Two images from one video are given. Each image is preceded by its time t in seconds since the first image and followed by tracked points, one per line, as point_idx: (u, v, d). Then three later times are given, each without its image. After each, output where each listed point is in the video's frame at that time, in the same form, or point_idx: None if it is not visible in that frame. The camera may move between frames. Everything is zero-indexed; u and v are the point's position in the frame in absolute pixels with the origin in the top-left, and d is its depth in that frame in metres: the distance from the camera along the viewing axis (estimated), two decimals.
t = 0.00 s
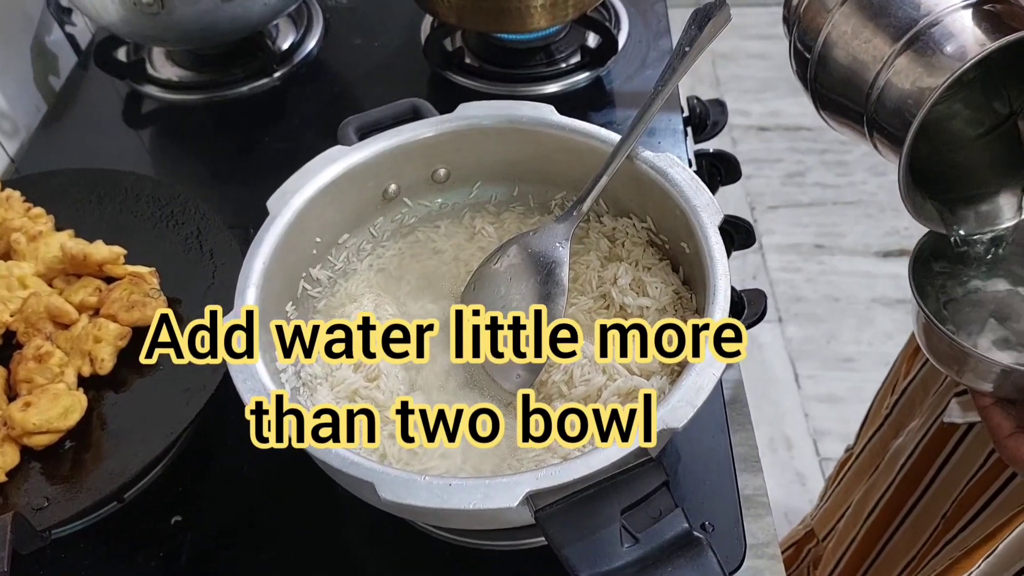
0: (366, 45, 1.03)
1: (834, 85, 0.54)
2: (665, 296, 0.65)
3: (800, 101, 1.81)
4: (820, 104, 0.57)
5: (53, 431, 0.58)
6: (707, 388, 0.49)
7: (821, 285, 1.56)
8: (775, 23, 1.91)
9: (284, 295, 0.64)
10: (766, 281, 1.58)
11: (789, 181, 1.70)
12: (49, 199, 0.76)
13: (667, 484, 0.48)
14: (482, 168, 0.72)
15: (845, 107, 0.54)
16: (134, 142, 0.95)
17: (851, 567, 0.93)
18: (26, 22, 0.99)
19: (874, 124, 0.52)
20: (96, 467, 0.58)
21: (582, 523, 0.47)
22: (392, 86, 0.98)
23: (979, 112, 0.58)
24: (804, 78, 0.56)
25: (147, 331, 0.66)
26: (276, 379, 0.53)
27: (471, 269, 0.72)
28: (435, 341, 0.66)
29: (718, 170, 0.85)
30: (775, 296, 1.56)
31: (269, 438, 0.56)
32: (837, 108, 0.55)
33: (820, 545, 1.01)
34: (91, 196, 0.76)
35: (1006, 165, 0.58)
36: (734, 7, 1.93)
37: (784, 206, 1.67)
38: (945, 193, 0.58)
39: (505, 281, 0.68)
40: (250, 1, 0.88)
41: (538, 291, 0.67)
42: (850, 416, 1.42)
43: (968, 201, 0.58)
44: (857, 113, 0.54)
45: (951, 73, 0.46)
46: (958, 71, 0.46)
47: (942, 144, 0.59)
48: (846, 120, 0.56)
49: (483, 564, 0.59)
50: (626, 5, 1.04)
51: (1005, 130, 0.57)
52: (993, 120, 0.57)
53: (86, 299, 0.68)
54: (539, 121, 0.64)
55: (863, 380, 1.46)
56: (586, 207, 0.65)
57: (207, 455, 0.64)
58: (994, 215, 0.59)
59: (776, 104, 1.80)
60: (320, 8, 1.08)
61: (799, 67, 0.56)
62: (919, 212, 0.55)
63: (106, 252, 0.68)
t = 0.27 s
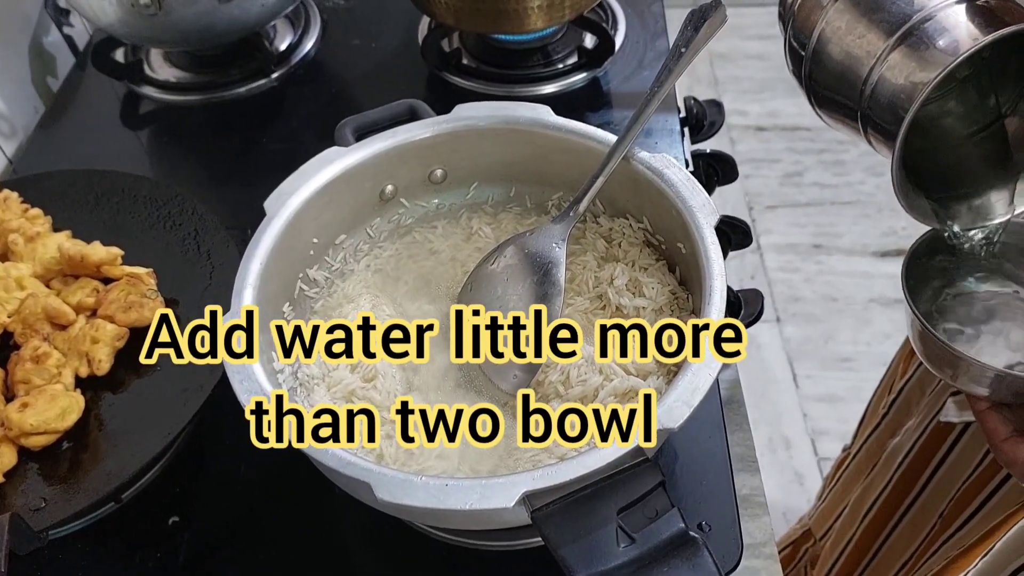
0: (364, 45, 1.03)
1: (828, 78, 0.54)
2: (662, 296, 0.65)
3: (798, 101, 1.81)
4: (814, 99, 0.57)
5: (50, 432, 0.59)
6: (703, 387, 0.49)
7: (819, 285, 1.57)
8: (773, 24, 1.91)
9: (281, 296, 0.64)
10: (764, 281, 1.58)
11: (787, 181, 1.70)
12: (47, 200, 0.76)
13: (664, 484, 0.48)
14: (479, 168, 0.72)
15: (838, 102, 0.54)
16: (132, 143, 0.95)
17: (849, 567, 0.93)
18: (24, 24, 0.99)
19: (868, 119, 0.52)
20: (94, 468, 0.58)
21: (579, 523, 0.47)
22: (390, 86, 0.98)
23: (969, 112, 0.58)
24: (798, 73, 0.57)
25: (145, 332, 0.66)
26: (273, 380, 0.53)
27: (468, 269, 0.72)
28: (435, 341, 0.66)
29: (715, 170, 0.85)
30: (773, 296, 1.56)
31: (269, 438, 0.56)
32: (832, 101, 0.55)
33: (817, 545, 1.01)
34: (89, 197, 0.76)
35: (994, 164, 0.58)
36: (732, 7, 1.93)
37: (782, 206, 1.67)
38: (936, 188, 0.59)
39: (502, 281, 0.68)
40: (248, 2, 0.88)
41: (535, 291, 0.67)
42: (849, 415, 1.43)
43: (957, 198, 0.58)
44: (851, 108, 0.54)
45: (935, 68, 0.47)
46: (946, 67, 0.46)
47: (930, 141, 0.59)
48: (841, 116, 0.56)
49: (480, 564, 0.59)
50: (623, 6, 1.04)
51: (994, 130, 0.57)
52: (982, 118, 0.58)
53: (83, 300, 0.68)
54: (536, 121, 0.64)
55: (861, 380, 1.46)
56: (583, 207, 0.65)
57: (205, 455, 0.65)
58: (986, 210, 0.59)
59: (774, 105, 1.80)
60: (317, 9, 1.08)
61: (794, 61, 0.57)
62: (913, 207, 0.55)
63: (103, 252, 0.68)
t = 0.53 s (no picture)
0: (364, 45, 1.03)
1: (823, 103, 0.54)
2: (663, 296, 0.65)
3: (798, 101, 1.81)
4: (812, 129, 0.56)
5: (52, 431, 0.59)
6: (705, 385, 0.50)
7: (819, 285, 1.57)
8: (773, 24, 1.92)
9: (282, 295, 0.64)
10: (764, 281, 1.58)
11: (787, 181, 1.70)
12: (48, 199, 0.76)
13: (665, 483, 0.48)
14: (479, 168, 0.72)
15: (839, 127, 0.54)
16: (132, 143, 0.95)
17: (851, 568, 0.93)
18: (25, 23, 0.99)
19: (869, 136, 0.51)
20: (95, 467, 0.58)
21: (580, 523, 0.47)
22: (390, 86, 0.98)
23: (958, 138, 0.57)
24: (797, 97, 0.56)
25: (146, 331, 0.66)
26: (274, 379, 0.53)
27: (469, 268, 0.72)
28: (435, 341, 0.66)
29: (716, 170, 0.85)
30: (773, 296, 1.56)
31: (269, 438, 0.56)
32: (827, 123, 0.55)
33: (817, 546, 1.01)
34: (90, 197, 0.76)
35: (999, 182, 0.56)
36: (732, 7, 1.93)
37: (782, 206, 1.67)
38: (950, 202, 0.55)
39: (503, 281, 0.68)
40: (248, 2, 0.88)
41: (535, 290, 0.67)
42: (849, 415, 1.43)
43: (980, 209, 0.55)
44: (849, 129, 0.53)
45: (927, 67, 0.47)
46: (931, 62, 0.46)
47: (928, 167, 0.57)
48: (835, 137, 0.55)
49: (481, 563, 0.59)
50: (624, 6, 1.04)
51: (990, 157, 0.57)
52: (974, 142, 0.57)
53: (85, 299, 0.68)
54: (537, 121, 0.64)
55: (861, 380, 1.46)
56: (584, 206, 0.65)
57: (206, 454, 0.65)
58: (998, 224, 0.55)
59: (774, 104, 1.80)
60: (317, 8, 1.08)
61: (787, 88, 0.57)
62: (927, 214, 0.52)
63: (105, 252, 0.68)
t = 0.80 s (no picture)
0: (365, 45, 1.03)
1: (845, 148, 0.56)
2: (664, 295, 0.65)
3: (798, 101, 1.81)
4: (840, 176, 0.58)
5: (54, 430, 0.59)
6: (707, 382, 0.50)
7: (819, 285, 1.57)
8: (773, 24, 1.92)
9: (284, 294, 0.64)
10: (764, 281, 1.58)
11: (787, 181, 1.70)
12: (49, 199, 0.76)
13: (667, 482, 0.48)
14: (481, 168, 0.72)
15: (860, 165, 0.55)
16: (133, 143, 0.95)
17: None
18: (26, 24, 0.99)
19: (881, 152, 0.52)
20: (97, 466, 0.58)
21: (582, 523, 0.47)
22: (391, 87, 0.98)
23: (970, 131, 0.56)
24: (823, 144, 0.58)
25: (147, 331, 0.66)
26: (276, 378, 0.53)
27: (471, 268, 0.72)
28: (435, 341, 0.67)
29: (717, 170, 0.86)
30: (773, 296, 1.56)
31: (269, 438, 0.56)
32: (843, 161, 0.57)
33: (818, 552, 1.01)
34: (91, 197, 0.76)
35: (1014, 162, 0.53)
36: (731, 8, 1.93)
37: (782, 206, 1.67)
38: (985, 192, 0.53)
39: (504, 281, 0.68)
40: (249, 3, 0.88)
41: (536, 290, 0.67)
42: (848, 415, 1.43)
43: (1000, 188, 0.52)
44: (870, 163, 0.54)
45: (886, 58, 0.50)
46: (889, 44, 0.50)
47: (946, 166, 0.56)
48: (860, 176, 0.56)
49: (482, 563, 0.59)
50: (624, 6, 1.04)
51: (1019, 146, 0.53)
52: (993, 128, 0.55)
53: (87, 299, 0.69)
54: (539, 120, 0.65)
55: (861, 380, 1.46)
56: (585, 206, 0.65)
57: (208, 454, 0.65)
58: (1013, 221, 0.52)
59: (774, 105, 1.80)
60: (318, 9, 1.08)
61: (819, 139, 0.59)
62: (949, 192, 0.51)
63: (107, 251, 0.68)
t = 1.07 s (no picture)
0: (367, 45, 1.03)
1: (883, 151, 0.58)
2: (668, 295, 0.65)
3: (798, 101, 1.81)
4: (885, 178, 0.59)
5: (58, 431, 0.59)
6: (714, 381, 0.50)
7: (819, 286, 1.57)
8: (773, 25, 1.92)
9: (288, 295, 0.64)
10: (764, 281, 1.58)
11: (787, 182, 1.71)
12: (52, 200, 0.76)
13: (673, 482, 0.48)
14: (484, 168, 0.72)
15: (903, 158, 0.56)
16: (135, 143, 0.95)
17: None
18: (27, 24, 0.99)
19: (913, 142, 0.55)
20: (101, 467, 0.58)
21: (587, 523, 0.46)
22: (393, 87, 0.98)
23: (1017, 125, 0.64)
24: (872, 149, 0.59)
25: (149, 331, 0.66)
26: (282, 377, 0.53)
27: (475, 268, 0.72)
28: (435, 341, 0.66)
29: (719, 170, 0.86)
30: (774, 296, 1.56)
31: (269, 438, 0.57)
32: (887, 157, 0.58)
33: (820, 562, 1.01)
34: (94, 197, 0.76)
35: None
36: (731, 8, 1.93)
37: (782, 206, 1.68)
38: None
39: (508, 281, 0.68)
40: (252, 3, 0.88)
41: (540, 290, 0.67)
42: (849, 416, 1.43)
43: None
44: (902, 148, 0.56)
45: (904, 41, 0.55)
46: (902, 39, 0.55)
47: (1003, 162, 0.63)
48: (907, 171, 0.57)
49: (485, 563, 0.59)
50: (626, 6, 1.04)
51: None
52: None
53: (90, 299, 0.68)
54: (543, 121, 0.64)
55: (862, 380, 1.46)
56: (589, 206, 0.65)
57: (212, 454, 0.65)
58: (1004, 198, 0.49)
59: (774, 105, 1.80)
60: (320, 9, 1.08)
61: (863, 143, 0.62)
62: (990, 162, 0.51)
63: (110, 252, 0.68)
